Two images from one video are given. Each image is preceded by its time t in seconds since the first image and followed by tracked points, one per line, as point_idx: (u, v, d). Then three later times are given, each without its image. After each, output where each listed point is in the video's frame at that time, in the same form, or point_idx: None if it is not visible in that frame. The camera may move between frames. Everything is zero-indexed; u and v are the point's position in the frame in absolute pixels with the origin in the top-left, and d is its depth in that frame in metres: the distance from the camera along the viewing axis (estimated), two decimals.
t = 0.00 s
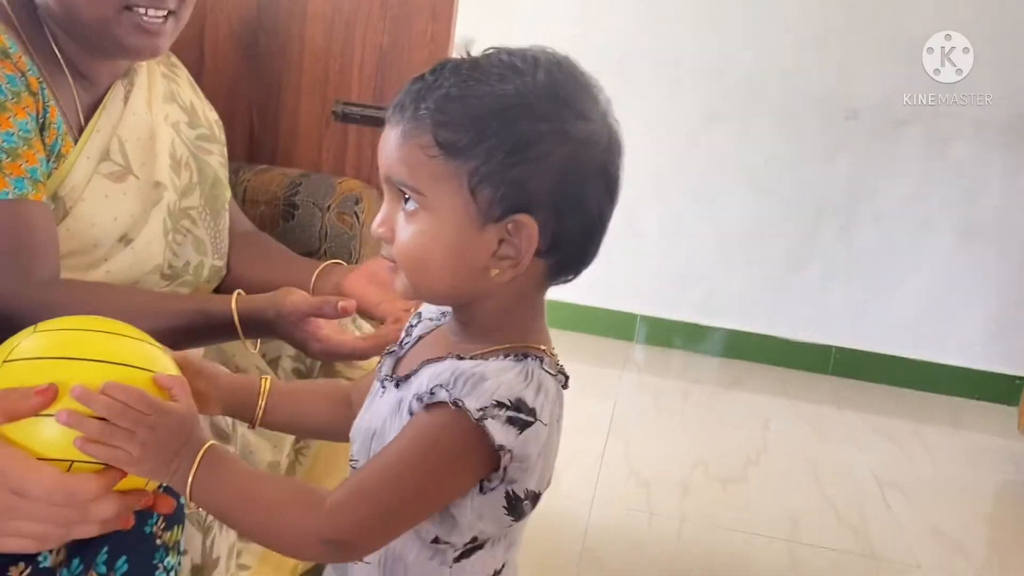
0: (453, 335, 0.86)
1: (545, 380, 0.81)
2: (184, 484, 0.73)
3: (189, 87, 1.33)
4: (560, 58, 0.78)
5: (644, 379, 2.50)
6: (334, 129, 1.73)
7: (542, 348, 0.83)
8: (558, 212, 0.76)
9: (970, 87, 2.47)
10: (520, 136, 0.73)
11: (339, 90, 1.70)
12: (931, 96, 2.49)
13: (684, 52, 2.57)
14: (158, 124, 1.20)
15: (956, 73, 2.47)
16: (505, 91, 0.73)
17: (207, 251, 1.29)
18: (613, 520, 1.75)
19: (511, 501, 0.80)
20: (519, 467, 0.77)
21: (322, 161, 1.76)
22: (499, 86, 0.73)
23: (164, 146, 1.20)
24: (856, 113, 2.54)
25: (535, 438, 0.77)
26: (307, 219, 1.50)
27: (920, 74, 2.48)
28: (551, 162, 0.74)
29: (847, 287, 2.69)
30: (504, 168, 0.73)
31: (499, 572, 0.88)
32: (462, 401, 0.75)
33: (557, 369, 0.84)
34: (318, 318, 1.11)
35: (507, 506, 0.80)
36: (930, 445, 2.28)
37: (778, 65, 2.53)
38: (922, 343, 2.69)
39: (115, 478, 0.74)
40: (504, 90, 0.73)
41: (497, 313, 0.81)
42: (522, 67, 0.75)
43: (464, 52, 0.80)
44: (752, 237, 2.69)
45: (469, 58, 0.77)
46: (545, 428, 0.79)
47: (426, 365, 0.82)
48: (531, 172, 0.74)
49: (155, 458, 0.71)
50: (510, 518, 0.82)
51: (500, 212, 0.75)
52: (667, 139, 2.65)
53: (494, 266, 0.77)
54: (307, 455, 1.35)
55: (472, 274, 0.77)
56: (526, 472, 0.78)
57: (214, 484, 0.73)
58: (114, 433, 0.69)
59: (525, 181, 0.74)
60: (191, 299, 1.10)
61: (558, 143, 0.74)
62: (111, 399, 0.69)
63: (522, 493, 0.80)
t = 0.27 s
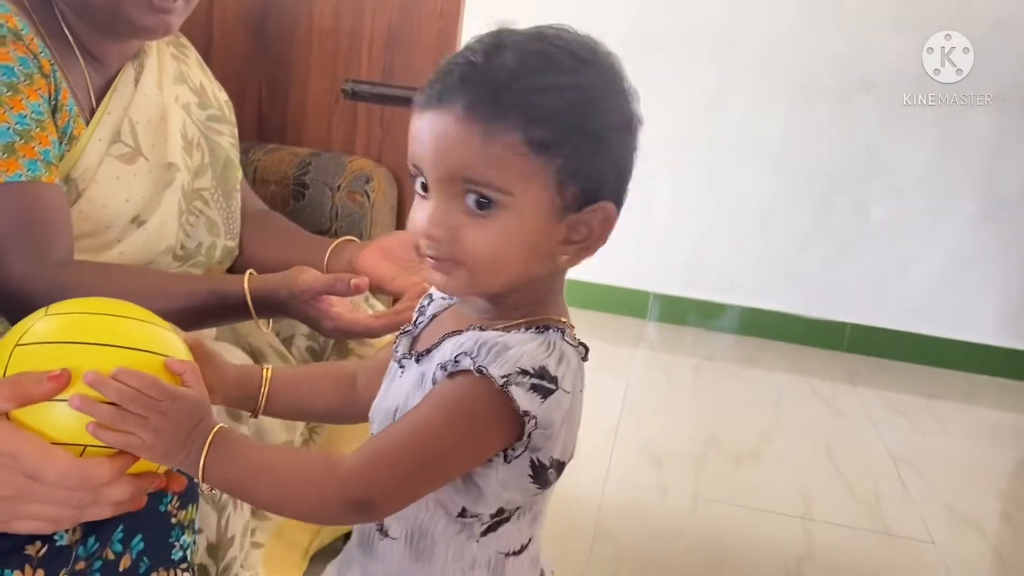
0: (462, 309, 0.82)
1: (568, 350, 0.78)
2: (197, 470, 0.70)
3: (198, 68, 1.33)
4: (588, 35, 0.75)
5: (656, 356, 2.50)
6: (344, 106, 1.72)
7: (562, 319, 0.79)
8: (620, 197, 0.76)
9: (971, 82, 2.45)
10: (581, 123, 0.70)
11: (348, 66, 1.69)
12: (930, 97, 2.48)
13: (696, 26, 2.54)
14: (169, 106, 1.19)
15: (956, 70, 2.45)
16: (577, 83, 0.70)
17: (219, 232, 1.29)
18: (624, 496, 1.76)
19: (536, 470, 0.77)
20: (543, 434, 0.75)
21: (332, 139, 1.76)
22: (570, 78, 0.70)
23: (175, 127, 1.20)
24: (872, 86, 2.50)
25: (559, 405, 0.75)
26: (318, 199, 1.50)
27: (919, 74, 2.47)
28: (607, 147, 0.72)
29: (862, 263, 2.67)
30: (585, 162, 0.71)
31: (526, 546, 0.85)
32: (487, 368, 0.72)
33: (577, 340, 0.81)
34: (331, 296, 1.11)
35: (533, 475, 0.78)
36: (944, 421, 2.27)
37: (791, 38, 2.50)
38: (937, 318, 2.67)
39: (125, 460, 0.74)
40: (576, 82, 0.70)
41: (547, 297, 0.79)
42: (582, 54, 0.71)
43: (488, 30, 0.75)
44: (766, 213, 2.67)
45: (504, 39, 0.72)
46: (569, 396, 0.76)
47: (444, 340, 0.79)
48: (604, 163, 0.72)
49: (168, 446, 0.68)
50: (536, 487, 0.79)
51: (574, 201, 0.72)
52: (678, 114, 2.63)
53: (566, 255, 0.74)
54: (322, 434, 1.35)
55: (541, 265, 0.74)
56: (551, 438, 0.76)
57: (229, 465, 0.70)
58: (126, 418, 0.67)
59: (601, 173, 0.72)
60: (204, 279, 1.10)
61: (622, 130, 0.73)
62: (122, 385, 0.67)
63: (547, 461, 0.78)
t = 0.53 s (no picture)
0: (469, 306, 0.81)
1: (582, 340, 0.77)
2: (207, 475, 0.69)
3: (197, 65, 1.33)
4: (589, 29, 0.74)
5: (659, 350, 2.50)
6: (344, 102, 1.73)
7: (574, 310, 0.79)
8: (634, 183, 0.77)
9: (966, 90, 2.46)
10: (610, 120, 0.70)
11: (347, 61, 1.71)
12: (931, 96, 2.48)
13: (697, 18, 2.53)
14: (169, 103, 1.19)
15: (956, 70, 2.44)
16: (604, 82, 0.70)
17: (220, 229, 1.29)
18: (627, 490, 1.76)
19: (556, 456, 0.77)
20: (563, 419, 0.74)
21: (332, 135, 1.76)
22: (596, 78, 0.69)
23: (175, 125, 1.19)
24: (873, 77, 2.49)
25: (579, 391, 0.74)
26: (319, 194, 1.50)
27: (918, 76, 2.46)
28: (629, 139, 0.73)
29: (865, 255, 2.67)
30: (614, 157, 0.71)
31: (541, 539, 0.86)
32: (507, 355, 0.71)
33: (588, 330, 0.80)
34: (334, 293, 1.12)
35: (553, 462, 0.77)
36: (947, 412, 2.27)
37: (790, 29, 2.49)
38: (940, 308, 2.67)
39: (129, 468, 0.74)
40: (602, 81, 0.70)
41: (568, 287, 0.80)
42: (600, 52, 0.71)
43: (494, 31, 0.72)
44: (767, 206, 2.67)
45: (519, 43, 0.70)
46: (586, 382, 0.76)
47: (457, 333, 0.79)
48: (628, 154, 0.73)
49: (174, 454, 0.68)
50: (556, 474, 0.79)
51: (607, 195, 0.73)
52: (678, 107, 2.63)
53: (595, 244, 0.76)
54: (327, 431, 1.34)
55: (576, 261, 0.75)
56: (571, 425, 0.75)
57: (241, 466, 0.70)
58: (132, 429, 0.67)
59: (625, 164, 0.73)
60: (207, 276, 1.10)
61: (638, 121, 0.74)
62: (128, 395, 0.67)
63: (567, 448, 0.77)
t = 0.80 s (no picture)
0: (466, 307, 0.81)
1: (581, 344, 0.77)
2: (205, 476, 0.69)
3: (193, 65, 1.33)
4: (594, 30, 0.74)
5: (658, 348, 2.50)
6: (341, 103, 1.73)
7: (573, 313, 0.79)
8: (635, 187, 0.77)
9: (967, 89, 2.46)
10: (610, 121, 0.70)
11: (345, 62, 1.71)
12: (931, 96, 2.48)
13: (695, 16, 2.53)
14: (166, 103, 1.19)
15: (955, 75, 2.45)
16: (606, 83, 0.69)
17: (218, 230, 1.29)
18: (627, 489, 1.76)
19: (551, 460, 0.77)
20: (559, 423, 0.74)
21: (330, 136, 1.76)
22: (598, 78, 0.69)
23: (172, 125, 1.19)
24: (871, 75, 2.49)
25: (576, 396, 0.74)
26: (316, 195, 1.49)
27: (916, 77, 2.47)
28: (630, 141, 0.72)
29: (863, 252, 2.67)
30: (613, 158, 0.71)
31: (531, 540, 0.86)
32: (506, 358, 0.71)
33: (588, 334, 0.80)
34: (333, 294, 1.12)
35: (547, 465, 0.77)
36: (946, 409, 2.27)
37: (788, 27, 2.49)
38: (939, 306, 2.67)
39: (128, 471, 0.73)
40: (605, 82, 0.69)
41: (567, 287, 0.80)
42: (604, 53, 0.71)
43: (498, 29, 0.72)
44: (766, 204, 2.67)
45: (522, 41, 0.70)
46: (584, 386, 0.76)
47: (458, 332, 0.78)
48: (628, 156, 0.73)
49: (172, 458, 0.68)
50: (550, 478, 0.78)
51: (605, 196, 0.72)
52: (676, 105, 2.63)
53: (594, 246, 0.75)
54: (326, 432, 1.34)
55: (574, 261, 0.74)
56: (567, 428, 0.75)
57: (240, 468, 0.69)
58: (130, 431, 0.67)
59: (625, 166, 0.73)
60: (205, 277, 1.10)
61: (640, 124, 0.73)
62: (126, 398, 0.66)
63: (562, 451, 0.77)
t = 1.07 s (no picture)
0: (465, 309, 0.81)
1: (582, 348, 0.77)
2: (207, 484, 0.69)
3: (191, 65, 1.32)
4: (604, 32, 0.74)
5: (657, 347, 2.50)
6: (339, 102, 1.73)
7: (574, 316, 0.79)
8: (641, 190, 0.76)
9: (973, 78, 2.45)
10: (619, 124, 0.70)
11: (342, 62, 1.71)
12: (931, 96, 2.48)
13: (694, 14, 2.52)
14: (164, 103, 1.19)
15: (956, 70, 2.45)
16: (615, 85, 0.69)
17: (216, 230, 1.29)
18: (626, 489, 1.76)
19: (555, 465, 0.76)
20: (563, 430, 0.74)
21: (328, 136, 1.76)
22: (608, 80, 0.69)
23: (170, 124, 1.19)
24: (870, 73, 2.49)
25: (578, 402, 0.74)
26: (315, 195, 1.49)
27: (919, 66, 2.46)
28: (637, 144, 0.72)
29: (861, 250, 2.67)
30: (621, 161, 0.71)
31: (535, 539, 0.86)
32: (509, 366, 0.70)
33: (588, 337, 0.80)
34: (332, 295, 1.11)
35: (551, 470, 0.76)
36: (945, 407, 2.27)
37: (787, 25, 2.48)
38: (938, 303, 2.67)
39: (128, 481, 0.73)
40: (614, 84, 0.69)
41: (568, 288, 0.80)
42: (614, 56, 0.71)
43: (509, 28, 0.72)
44: (765, 202, 2.66)
45: (531, 41, 0.69)
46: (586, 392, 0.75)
47: (459, 337, 0.78)
48: (635, 159, 0.73)
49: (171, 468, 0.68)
50: (553, 482, 0.78)
51: (611, 198, 0.72)
52: (674, 104, 2.62)
53: (598, 249, 0.75)
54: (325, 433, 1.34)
55: (577, 263, 0.74)
56: (571, 434, 0.75)
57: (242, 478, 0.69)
58: (130, 440, 0.67)
59: (632, 168, 0.73)
60: (204, 278, 1.09)
61: (648, 128, 0.73)
62: (127, 408, 0.66)
63: (565, 457, 0.76)
